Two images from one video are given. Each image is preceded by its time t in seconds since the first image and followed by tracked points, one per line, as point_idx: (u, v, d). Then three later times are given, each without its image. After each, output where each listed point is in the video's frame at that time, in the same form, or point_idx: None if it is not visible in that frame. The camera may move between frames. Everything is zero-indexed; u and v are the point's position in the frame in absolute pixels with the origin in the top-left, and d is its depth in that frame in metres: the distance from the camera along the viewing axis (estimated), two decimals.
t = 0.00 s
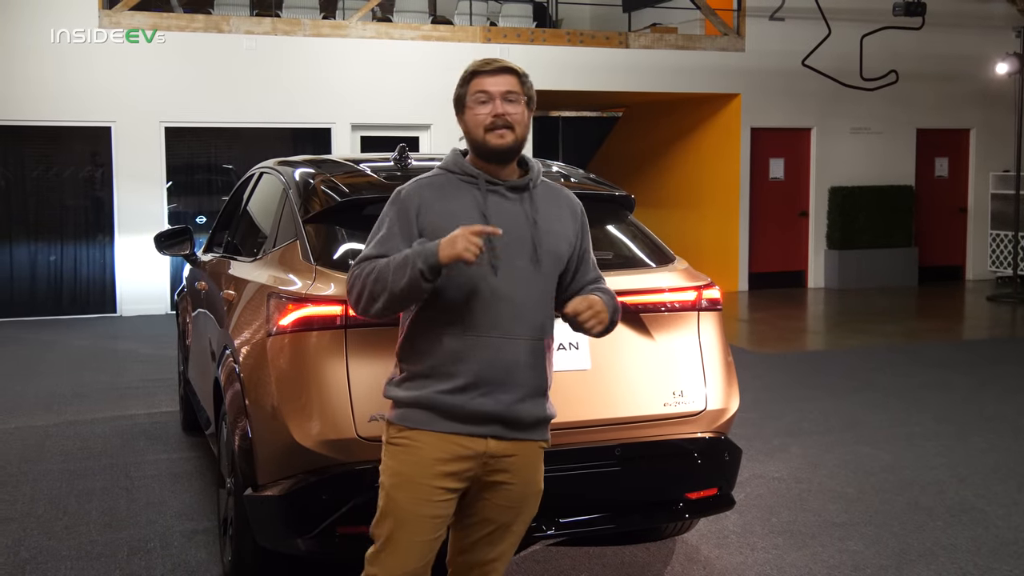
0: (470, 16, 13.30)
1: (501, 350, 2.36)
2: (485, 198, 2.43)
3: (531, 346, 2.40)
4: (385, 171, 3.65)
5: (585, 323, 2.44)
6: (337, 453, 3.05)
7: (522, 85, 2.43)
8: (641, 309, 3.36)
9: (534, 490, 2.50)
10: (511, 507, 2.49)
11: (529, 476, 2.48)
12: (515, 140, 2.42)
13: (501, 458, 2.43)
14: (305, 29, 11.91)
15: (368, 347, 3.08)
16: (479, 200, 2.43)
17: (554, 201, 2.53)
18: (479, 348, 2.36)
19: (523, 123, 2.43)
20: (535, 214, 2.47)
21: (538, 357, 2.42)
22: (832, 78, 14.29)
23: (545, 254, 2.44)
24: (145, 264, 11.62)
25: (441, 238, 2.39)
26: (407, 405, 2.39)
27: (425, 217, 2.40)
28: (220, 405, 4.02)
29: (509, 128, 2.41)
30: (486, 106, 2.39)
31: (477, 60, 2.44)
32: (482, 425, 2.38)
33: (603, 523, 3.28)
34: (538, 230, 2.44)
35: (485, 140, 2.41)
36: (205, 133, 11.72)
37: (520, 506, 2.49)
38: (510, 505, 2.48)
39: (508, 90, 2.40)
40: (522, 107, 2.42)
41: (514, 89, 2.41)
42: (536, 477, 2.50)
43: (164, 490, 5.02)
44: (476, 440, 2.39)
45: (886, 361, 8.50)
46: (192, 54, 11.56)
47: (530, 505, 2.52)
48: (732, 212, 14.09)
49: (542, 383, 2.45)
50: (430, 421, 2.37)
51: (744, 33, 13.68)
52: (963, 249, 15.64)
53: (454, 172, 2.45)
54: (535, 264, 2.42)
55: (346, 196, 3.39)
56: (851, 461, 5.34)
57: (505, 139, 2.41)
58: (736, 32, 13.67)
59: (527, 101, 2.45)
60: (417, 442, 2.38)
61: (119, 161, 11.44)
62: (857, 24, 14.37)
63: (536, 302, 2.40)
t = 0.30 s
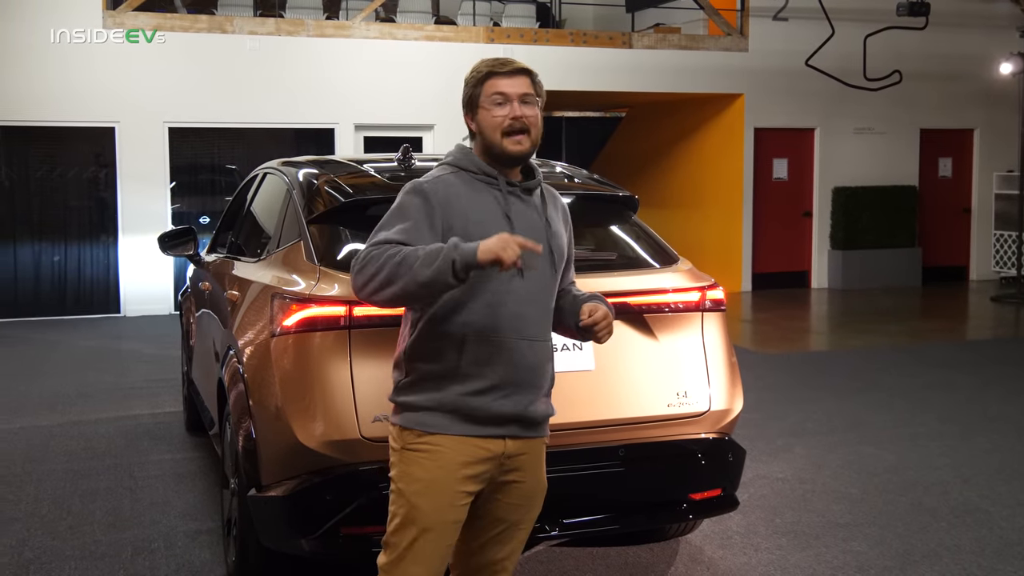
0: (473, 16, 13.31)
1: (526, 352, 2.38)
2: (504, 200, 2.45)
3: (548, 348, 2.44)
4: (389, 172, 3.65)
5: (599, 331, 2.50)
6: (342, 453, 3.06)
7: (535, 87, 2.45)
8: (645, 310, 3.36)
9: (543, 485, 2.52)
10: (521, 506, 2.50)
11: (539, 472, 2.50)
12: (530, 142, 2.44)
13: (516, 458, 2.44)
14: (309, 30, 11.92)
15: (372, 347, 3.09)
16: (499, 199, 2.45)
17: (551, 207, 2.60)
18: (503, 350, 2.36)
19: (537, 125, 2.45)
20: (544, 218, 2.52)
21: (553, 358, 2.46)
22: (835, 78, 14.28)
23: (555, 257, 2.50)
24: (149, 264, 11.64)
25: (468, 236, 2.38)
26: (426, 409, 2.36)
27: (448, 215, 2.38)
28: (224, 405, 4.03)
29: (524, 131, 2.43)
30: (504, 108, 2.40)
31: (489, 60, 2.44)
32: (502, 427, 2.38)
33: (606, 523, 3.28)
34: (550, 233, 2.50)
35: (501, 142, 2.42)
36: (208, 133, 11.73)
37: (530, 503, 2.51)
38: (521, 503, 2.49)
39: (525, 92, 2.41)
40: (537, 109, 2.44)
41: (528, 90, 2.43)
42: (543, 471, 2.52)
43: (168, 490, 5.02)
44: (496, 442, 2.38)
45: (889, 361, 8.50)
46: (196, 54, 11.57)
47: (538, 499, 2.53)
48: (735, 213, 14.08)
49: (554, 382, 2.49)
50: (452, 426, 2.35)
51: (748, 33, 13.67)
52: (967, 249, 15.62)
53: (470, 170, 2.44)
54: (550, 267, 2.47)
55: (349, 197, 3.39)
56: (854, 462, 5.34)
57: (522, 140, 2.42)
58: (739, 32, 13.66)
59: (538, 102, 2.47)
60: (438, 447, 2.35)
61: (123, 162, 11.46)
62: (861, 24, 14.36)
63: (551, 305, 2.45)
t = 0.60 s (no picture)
0: (475, 18, 13.33)
1: (513, 362, 2.32)
2: (491, 208, 2.33)
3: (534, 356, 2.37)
4: (393, 173, 3.66)
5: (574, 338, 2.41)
6: (345, 455, 3.06)
7: (528, 99, 2.34)
8: (648, 311, 3.36)
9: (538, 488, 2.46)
10: (519, 510, 2.43)
11: (534, 475, 2.44)
12: (519, 155, 2.33)
13: (509, 464, 2.37)
14: (311, 30, 11.93)
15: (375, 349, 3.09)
16: (487, 208, 2.32)
17: (529, 206, 2.50)
18: (491, 362, 2.28)
19: (527, 138, 2.34)
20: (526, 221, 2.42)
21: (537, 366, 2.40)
22: (837, 78, 14.28)
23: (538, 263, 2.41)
24: (151, 265, 11.66)
25: (459, 249, 2.26)
26: (416, 424, 2.29)
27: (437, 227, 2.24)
28: (227, 406, 4.04)
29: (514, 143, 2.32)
30: (496, 120, 2.28)
31: (481, 67, 2.32)
32: (493, 437, 2.32)
33: (609, 524, 3.29)
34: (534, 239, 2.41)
35: (489, 153, 2.30)
36: (210, 133, 11.75)
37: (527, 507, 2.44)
38: (518, 508, 2.42)
39: (518, 105, 2.30)
40: (528, 122, 2.33)
41: (522, 104, 2.31)
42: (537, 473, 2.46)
43: (171, 491, 5.04)
44: (487, 449, 2.32)
45: (891, 362, 8.51)
46: (198, 55, 11.58)
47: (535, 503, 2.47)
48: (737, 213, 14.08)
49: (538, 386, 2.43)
50: (442, 439, 2.29)
51: (750, 33, 13.68)
52: (969, 249, 15.62)
53: (455, 178, 2.31)
54: (533, 274, 2.38)
55: (353, 198, 3.40)
56: (857, 463, 5.34)
57: (512, 154, 2.31)
58: (741, 32, 13.67)
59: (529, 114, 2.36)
60: (432, 462, 2.28)
61: (125, 162, 11.48)
62: (863, 24, 14.36)
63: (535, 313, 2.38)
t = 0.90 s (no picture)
0: (477, 18, 13.33)
1: (483, 362, 2.28)
2: (444, 203, 2.31)
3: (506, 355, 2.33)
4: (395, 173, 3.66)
5: (539, 328, 2.39)
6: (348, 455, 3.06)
7: (474, 84, 2.33)
8: (651, 311, 3.36)
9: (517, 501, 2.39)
10: (498, 522, 2.37)
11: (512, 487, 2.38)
12: (470, 142, 2.31)
13: (485, 475, 2.31)
14: (313, 31, 11.92)
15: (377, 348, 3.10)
16: (440, 205, 2.30)
17: (494, 198, 2.47)
18: (460, 365, 2.25)
19: (477, 124, 2.32)
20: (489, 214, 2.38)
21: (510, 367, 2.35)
22: (839, 78, 14.28)
23: (505, 257, 2.37)
24: (153, 265, 11.66)
25: (411, 247, 2.24)
26: (388, 436, 2.24)
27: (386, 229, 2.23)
28: (231, 406, 4.04)
29: (463, 130, 2.30)
30: (441, 107, 2.28)
31: (424, 56, 2.32)
32: (465, 446, 2.27)
33: (613, 524, 3.28)
34: (498, 232, 2.37)
35: (438, 142, 2.29)
36: (212, 134, 11.76)
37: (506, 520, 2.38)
38: (496, 519, 2.36)
39: (463, 90, 2.29)
40: (476, 107, 2.32)
41: (466, 87, 2.30)
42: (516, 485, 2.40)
43: (175, 491, 5.04)
44: (459, 461, 2.27)
45: (894, 362, 8.50)
46: (200, 55, 11.59)
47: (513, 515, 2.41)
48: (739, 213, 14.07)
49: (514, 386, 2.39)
50: (412, 450, 2.23)
51: (752, 34, 13.69)
52: (971, 250, 15.61)
53: (404, 176, 2.29)
54: (499, 269, 2.34)
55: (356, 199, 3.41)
56: (860, 463, 5.34)
57: (460, 139, 2.29)
58: (743, 32, 13.67)
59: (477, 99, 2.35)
60: (400, 473, 2.23)
61: (128, 163, 11.49)
62: (865, 24, 14.36)
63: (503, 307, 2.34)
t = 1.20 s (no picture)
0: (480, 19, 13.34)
1: (443, 366, 2.24)
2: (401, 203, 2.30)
3: (469, 359, 2.30)
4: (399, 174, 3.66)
5: (503, 335, 2.39)
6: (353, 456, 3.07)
7: (438, 85, 2.30)
8: (655, 312, 3.36)
9: (500, 506, 2.38)
10: (481, 529, 2.36)
11: (492, 492, 2.37)
12: (432, 145, 2.29)
13: (459, 481, 2.31)
14: (316, 32, 11.94)
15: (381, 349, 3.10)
16: (397, 204, 2.28)
17: (464, 198, 2.45)
18: (417, 371, 2.22)
19: (441, 127, 2.30)
20: (454, 214, 2.36)
21: (476, 373, 2.32)
22: (843, 79, 14.28)
23: (470, 258, 2.34)
24: (158, 265, 11.68)
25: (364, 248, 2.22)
26: (353, 446, 2.24)
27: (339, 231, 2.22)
28: (236, 406, 4.05)
29: (425, 134, 2.28)
30: (403, 110, 2.25)
31: (388, 54, 2.29)
32: (432, 454, 2.26)
33: (616, 525, 3.29)
34: (462, 233, 2.34)
35: (399, 145, 2.28)
36: (217, 135, 11.78)
37: (488, 526, 2.36)
38: (479, 526, 2.36)
39: (425, 91, 2.27)
40: (439, 109, 2.30)
41: (429, 89, 2.28)
42: (499, 489, 2.40)
43: (179, 491, 5.05)
44: (429, 469, 2.27)
45: (897, 363, 8.50)
46: (204, 55, 11.60)
47: (504, 522, 2.39)
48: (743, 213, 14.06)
49: (484, 392, 2.37)
50: (376, 460, 2.23)
51: (755, 34, 13.69)
52: (975, 250, 15.60)
53: (360, 178, 2.31)
54: (462, 271, 2.31)
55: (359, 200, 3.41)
56: (864, 463, 5.35)
57: (422, 143, 2.28)
58: (747, 33, 13.67)
59: (441, 100, 2.33)
60: (368, 483, 2.23)
61: (132, 164, 11.51)
62: (868, 24, 14.35)
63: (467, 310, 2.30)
